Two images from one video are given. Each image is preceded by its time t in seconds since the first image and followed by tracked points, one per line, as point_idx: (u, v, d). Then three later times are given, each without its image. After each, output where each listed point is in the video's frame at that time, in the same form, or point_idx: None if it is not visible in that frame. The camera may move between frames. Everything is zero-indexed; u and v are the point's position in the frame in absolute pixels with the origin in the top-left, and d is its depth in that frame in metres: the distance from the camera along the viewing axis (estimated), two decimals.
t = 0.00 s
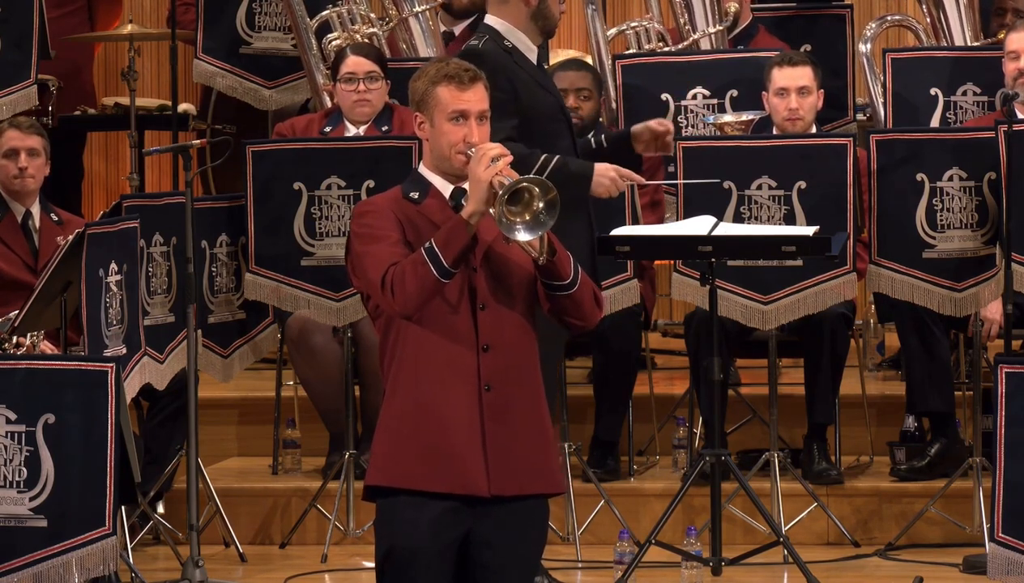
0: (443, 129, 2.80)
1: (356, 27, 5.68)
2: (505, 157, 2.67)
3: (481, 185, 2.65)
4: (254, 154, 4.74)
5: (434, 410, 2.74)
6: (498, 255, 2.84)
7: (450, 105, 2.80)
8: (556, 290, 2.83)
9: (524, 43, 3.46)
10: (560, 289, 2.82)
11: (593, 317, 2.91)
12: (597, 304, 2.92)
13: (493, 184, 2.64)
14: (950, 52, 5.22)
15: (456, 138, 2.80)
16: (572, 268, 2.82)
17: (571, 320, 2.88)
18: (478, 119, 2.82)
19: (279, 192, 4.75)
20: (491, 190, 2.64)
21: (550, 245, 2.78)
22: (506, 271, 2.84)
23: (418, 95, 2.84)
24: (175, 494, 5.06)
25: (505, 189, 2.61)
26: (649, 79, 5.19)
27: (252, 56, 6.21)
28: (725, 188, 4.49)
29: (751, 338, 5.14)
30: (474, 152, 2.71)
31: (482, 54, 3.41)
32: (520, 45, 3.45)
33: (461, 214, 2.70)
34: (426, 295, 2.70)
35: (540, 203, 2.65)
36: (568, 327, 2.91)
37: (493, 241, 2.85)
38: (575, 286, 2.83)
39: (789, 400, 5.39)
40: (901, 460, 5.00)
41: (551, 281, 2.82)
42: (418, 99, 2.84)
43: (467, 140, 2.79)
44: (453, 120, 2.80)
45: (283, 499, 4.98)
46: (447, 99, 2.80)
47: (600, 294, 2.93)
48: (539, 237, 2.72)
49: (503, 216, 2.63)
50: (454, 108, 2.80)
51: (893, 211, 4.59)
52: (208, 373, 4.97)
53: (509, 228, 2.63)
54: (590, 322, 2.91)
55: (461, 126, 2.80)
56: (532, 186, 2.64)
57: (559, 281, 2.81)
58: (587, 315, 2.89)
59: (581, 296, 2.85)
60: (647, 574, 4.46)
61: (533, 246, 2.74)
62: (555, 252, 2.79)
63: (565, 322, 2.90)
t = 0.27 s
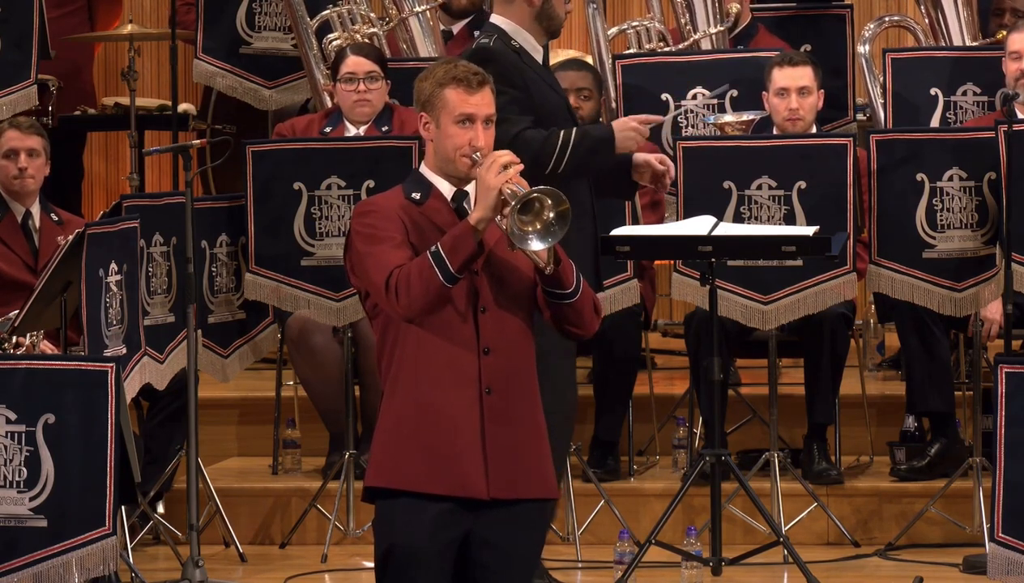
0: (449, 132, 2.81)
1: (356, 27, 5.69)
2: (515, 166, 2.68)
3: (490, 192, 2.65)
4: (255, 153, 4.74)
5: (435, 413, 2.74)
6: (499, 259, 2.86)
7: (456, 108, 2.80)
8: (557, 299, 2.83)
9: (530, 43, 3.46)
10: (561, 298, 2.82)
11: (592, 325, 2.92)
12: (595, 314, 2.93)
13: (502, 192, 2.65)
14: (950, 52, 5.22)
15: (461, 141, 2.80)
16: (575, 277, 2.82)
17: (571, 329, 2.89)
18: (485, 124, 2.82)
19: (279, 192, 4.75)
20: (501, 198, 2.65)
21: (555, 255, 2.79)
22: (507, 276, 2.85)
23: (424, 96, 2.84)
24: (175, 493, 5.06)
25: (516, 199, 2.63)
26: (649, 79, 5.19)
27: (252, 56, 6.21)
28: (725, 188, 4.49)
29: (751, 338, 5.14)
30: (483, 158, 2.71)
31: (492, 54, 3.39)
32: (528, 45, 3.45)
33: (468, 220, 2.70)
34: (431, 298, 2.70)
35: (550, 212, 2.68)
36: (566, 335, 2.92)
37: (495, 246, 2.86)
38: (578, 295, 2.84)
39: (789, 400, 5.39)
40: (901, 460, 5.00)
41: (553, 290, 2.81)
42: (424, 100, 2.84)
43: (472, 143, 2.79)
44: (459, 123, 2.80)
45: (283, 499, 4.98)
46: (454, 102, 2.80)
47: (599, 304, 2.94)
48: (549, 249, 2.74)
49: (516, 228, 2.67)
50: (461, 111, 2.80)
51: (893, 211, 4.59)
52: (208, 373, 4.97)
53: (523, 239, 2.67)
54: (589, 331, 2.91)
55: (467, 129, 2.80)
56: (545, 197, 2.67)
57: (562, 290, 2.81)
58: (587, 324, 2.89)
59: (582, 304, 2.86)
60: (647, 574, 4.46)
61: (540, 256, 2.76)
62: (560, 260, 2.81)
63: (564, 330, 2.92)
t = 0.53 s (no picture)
0: (450, 133, 2.81)
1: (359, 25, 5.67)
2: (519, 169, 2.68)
3: (493, 195, 2.65)
4: (254, 154, 4.74)
5: (436, 413, 2.74)
6: (500, 260, 2.86)
7: (459, 109, 2.80)
8: (559, 302, 2.84)
9: (541, 44, 3.42)
10: (562, 300, 2.84)
11: (592, 328, 2.93)
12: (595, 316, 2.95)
13: (506, 196, 2.65)
14: (949, 52, 5.22)
15: (463, 143, 2.81)
16: (576, 281, 2.84)
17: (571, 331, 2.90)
18: (486, 126, 2.82)
19: (278, 192, 4.75)
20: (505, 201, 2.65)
21: (557, 258, 2.80)
22: (507, 276, 2.85)
23: (426, 96, 2.84)
24: (175, 493, 5.06)
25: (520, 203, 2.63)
26: (648, 79, 5.19)
27: (252, 56, 6.21)
28: (725, 188, 4.48)
29: (751, 338, 5.14)
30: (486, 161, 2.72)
31: (506, 55, 3.34)
32: (539, 46, 3.41)
33: (472, 223, 2.70)
34: (433, 298, 2.70)
35: (555, 216, 2.68)
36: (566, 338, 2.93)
37: (496, 247, 2.86)
38: (578, 298, 2.85)
39: (789, 400, 5.39)
40: (901, 460, 5.00)
41: (554, 292, 2.83)
42: (426, 100, 2.84)
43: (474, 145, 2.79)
44: (461, 125, 2.80)
45: (283, 499, 4.98)
46: (456, 103, 2.80)
47: (598, 307, 2.95)
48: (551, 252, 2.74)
49: (520, 230, 2.67)
50: (463, 113, 2.80)
51: (893, 211, 4.59)
52: (208, 373, 4.97)
53: (526, 242, 2.67)
54: (589, 334, 2.93)
55: (468, 131, 2.81)
56: (549, 201, 2.67)
57: (563, 293, 2.83)
58: (587, 327, 2.91)
59: (582, 308, 2.87)
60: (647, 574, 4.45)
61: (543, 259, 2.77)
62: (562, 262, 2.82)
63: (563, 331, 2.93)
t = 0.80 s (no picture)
0: (448, 132, 2.81)
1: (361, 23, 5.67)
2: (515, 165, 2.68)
3: (490, 192, 2.65)
4: (254, 153, 4.74)
5: (436, 413, 2.74)
6: (500, 259, 2.86)
7: (457, 108, 2.80)
8: (558, 298, 2.83)
9: (559, 44, 3.45)
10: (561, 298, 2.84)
11: (592, 325, 2.92)
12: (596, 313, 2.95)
13: (502, 191, 2.65)
14: (949, 52, 5.22)
15: (461, 142, 2.81)
16: (576, 277, 2.84)
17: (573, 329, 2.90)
18: (485, 124, 2.82)
19: (278, 192, 4.75)
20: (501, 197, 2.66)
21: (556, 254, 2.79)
22: (508, 275, 2.85)
23: (424, 96, 2.85)
24: (175, 493, 5.06)
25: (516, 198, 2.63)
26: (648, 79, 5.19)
27: (252, 56, 6.21)
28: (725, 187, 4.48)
29: (751, 338, 5.14)
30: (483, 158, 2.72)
31: (526, 55, 3.37)
32: (557, 46, 3.44)
33: (469, 220, 2.70)
34: (432, 297, 2.70)
35: (551, 212, 2.68)
36: (567, 335, 2.93)
37: (496, 245, 2.86)
38: (578, 295, 2.84)
39: (789, 400, 5.39)
40: (901, 460, 5.00)
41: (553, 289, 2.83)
42: (424, 100, 2.85)
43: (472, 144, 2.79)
44: (459, 123, 2.80)
45: (284, 499, 4.98)
46: (453, 102, 2.81)
47: (600, 304, 2.94)
48: (549, 249, 2.73)
49: (517, 226, 2.66)
50: (460, 111, 2.80)
51: (893, 211, 4.59)
52: (208, 373, 4.97)
53: (523, 238, 2.66)
54: (590, 331, 2.92)
55: (467, 129, 2.81)
56: (545, 196, 2.66)
57: (563, 289, 2.82)
58: (588, 322, 2.90)
59: (582, 304, 2.86)
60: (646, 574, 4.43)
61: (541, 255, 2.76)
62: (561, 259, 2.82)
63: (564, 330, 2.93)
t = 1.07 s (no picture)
0: (445, 131, 2.81)
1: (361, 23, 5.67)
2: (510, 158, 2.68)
3: (485, 185, 2.66)
4: (254, 153, 4.74)
5: (435, 411, 2.74)
6: (499, 255, 2.86)
7: (452, 106, 2.81)
8: (558, 290, 2.85)
9: (582, 42, 3.46)
10: (561, 289, 2.84)
11: (592, 317, 2.93)
12: (597, 306, 2.95)
13: (496, 184, 2.65)
14: (949, 52, 5.22)
15: (457, 140, 2.81)
16: (575, 269, 2.84)
17: (574, 321, 2.91)
18: (480, 122, 2.82)
19: (278, 192, 4.75)
20: (495, 189, 2.66)
21: (553, 246, 2.80)
22: (506, 271, 2.85)
23: (420, 95, 2.86)
24: (175, 494, 5.06)
25: (509, 189, 2.63)
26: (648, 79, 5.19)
27: (252, 56, 6.21)
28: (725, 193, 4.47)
29: (751, 338, 5.13)
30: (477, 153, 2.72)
31: (551, 54, 3.37)
32: (580, 45, 3.45)
33: (465, 215, 2.71)
34: (430, 294, 2.70)
35: (545, 201, 2.68)
36: (568, 328, 2.94)
37: (495, 242, 2.86)
38: (577, 287, 2.86)
39: (789, 400, 5.39)
40: (901, 460, 5.00)
41: (554, 282, 2.84)
42: (420, 99, 2.85)
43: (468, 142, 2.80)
44: (455, 122, 2.81)
45: (284, 500, 4.98)
46: (449, 101, 2.81)
47: (599, 296, 2.96)
48: (543, 237, 2.74)
49: (509, 214, 2.67)
50: (456, 109, 2.80)
51: (893, 211, 4.59)
52: (208, 373, 4.97)
53: (516, 227, 2.67)
54: (590, 323, 2.93)
55: (462, 128, 2.81)
56: (538, 186, 2.67)
57: (562, 281, 2.83)
58: (588, 316, 2.92)
59: (581, 297, 2.88)
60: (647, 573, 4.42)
61: (537, 247, 2.76)
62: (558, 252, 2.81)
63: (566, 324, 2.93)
